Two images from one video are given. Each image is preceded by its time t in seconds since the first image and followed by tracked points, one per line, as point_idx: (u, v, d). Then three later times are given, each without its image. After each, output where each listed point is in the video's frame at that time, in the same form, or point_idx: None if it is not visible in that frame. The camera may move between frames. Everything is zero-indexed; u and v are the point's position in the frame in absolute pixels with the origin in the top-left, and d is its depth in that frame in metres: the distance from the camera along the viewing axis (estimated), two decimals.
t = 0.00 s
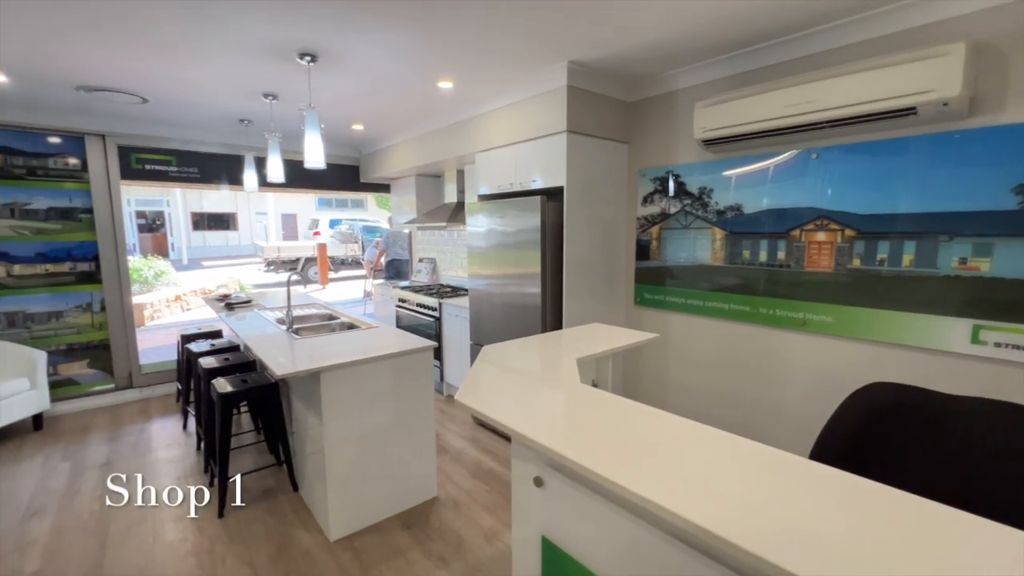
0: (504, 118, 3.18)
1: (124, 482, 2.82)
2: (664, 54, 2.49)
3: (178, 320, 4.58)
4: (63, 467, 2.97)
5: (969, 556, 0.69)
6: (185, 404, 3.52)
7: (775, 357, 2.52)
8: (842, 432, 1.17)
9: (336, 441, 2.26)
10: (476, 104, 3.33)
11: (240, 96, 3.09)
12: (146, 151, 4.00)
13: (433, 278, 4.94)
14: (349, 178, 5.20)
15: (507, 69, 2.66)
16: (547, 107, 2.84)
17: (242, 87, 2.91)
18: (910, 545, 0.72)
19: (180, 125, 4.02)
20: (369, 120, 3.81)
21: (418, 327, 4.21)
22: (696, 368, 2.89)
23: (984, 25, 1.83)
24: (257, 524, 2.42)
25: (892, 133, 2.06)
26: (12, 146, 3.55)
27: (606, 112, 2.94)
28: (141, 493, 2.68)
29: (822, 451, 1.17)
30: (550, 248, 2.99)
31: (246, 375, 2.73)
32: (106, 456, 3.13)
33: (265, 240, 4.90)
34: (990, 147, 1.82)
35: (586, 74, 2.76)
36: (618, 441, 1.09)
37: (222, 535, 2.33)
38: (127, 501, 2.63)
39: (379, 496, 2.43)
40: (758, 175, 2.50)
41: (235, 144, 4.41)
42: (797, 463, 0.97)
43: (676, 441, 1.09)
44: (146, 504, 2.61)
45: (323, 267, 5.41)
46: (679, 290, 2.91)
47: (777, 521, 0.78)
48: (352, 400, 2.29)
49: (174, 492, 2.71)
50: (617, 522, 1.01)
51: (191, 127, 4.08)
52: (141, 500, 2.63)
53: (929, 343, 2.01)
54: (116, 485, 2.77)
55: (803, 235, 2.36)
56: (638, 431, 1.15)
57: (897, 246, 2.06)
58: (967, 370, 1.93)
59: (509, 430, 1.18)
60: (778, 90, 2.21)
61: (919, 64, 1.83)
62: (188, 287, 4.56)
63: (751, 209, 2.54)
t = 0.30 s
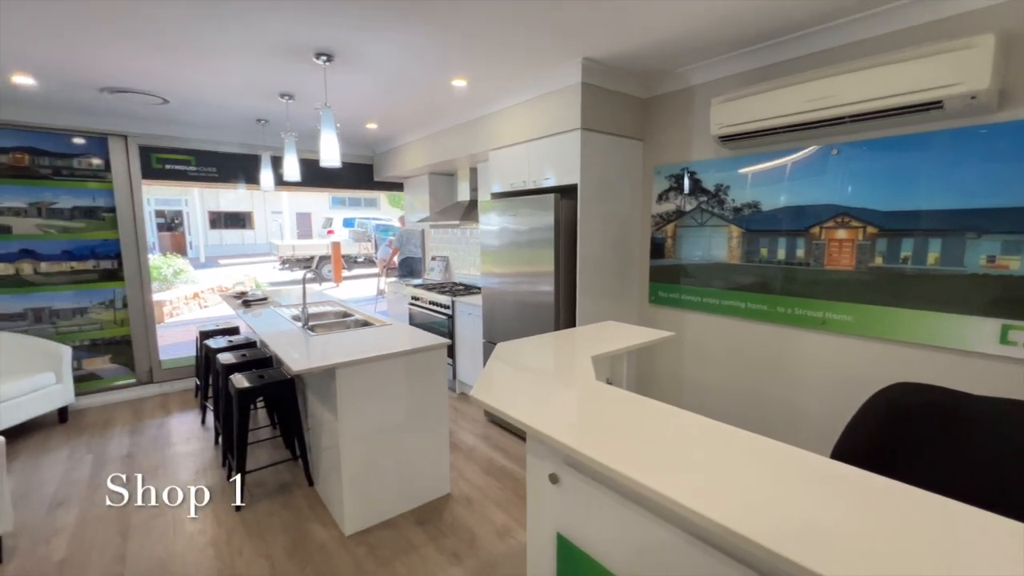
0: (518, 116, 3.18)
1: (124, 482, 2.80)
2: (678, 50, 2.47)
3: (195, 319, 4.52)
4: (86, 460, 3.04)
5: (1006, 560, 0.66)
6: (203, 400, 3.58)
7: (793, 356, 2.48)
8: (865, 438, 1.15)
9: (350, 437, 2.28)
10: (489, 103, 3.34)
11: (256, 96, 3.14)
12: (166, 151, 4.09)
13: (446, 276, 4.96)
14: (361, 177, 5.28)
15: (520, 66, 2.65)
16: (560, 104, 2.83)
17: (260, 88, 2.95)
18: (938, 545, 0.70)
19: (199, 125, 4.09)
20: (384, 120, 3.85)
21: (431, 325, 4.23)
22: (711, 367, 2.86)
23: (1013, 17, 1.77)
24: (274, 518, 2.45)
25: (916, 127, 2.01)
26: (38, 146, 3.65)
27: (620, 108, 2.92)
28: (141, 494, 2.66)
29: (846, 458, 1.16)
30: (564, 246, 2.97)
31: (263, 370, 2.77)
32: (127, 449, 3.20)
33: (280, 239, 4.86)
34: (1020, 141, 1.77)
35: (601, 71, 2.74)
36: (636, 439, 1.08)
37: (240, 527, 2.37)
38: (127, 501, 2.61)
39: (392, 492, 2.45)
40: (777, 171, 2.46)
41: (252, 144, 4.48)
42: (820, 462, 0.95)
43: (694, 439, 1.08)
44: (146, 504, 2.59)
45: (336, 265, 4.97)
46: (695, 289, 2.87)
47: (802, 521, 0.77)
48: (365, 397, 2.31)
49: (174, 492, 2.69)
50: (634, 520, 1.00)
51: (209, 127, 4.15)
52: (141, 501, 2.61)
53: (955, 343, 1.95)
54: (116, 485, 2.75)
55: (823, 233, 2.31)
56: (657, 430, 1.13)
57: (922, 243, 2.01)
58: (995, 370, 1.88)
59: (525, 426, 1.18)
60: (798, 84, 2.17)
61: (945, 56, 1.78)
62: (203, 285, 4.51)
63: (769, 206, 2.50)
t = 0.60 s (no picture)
0: (531, 113, 3.17)
1: (124, 481, 2.78)
2: (695, 45, 2.44)
3: (211, 316, 4.58)
4: (109, 452, 3.12)
5: None
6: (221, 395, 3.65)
7: (811, 356, 2.44)
8: (888, 441, 1.13)
9: (366, 433, 2.30)
10: (502, 101, 3.34)
11: (273, 95, 3.18)
12: (185, 151, 4.17)
13: (458, 275, 4.98)
14: (374, 176, 5.33)
15: (535, 63, 2.64)
16: (574, 101, 2.81)
17: (277, 87, 2.99)
18: (967, 547, 0.68)
19: (217, 125, 4.15)
20: (398, 119, 3.87)
21: (444, 323, 4.25)
22: (727, 367, 2.82)
23: None
24: (290, 512, 2.48)
25: (942, 121, 1.96)
26: (63, 147, 3.75)
27: (635, 105, 2.90)
28: (140, 493, 2.64)
29: (868, 460, 1.14)
30: (577, 244, 2.96)
31: (280, 366, 2.82)
32: (148, 443, 3.27)
33: (294, 238, 4.92)
34: None
35: (615, 67, 2.71)
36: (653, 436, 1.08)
37: (257, 521, 2.41)
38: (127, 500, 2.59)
39: (406, 488, 2.47)
40: (795, 168, 2.41)
41: (269, 143, 4.55)
42: (843, 461, 0.93)
43: (712, 436, 1.07)
44: (146, 504, 2.57)
45: (349, 264, 5.05)
46: (711, 287, 2.84)
47: (824, 519, 0.76)
48: (380, 393, 2.33)
49: (174, 492, 2.67)
50: (651, 518, 0.99)
51: (227, 127, 4.22)
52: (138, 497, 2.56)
53: (981, 343, 1.90)
54: (116, 485, 2.73)
55: (843, 230, 2.27)
56: (674, 427, 1.13)
57: (947, 240, 1.96)
58: None
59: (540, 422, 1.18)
60: (818, 78, 2.13)
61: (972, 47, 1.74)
62: (220, 283, 4.59)
63: (788, 203, 2.46)
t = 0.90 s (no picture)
0: (545, 111, 3.16)
1: (124, 482, 2.75)
2: (711, 40, 2.41)
3: (226, 313, 4.67)
4: (131, 446, 3.19)
5: None
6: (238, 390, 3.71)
7: (831, 355, 2.39)
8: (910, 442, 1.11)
9: (380, 428, 2.32)
10: (516, 99, 3.34)
11: (289, 95, 3.21)
12: (203, 150, 4.24)
13: (471, 273, 4.99)
14: (389, 174, 5.38)
15: (549, 60, 2.63)
16: (588, 98, 2.80)
17: (293, 86, 3.03)
18: (999, 551, 0.66)
19: (234, 125, 4.22)
20: (411, 117, 3.89)
21: (456, 321, 4.26)
22: (744, 366, 2.79)
23: None
24: (306, 506, 2.52)
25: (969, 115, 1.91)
26: (86, 147, 3.84)
27: (650, 101, 2.87)
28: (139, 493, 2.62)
29: (889, 458, 1.13)
30: (591, 241, 2.94)
31: (296, 362, 2.85)
32: (168, 436, 3.34)
33: (309, 236, 4.96)
34: None
35: (630, 63, 2.69)
36: (670, 433, 1.07)
37: (274, 514, 2.44)
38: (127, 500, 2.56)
39: (419, 484, 2.48)
40: (815, 164, 2.37)
41: (285, 142, 4.60)
42: (863, 461, 0.92)
43: (731, 435, 1.06)
44: (146, 504, 2.55)
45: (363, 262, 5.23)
46: (727, 285, 2.80)
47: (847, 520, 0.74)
48: (394, 389, 2.35)
49: (174, 492, 2.65)
50: (667, 516, 0.99)
51: (243, 126, 4.28)
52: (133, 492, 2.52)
53: (1009, 343, 1.85)
54: (116, 485, 2.71)
55: (864, 227, 2.22)
56: (692, 425, 1.12)
57: (973, 238, 1.91)
58: None
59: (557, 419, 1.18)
60: (838, 73, 2.09)
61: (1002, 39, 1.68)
62: (236, 280, 4.68)
63: (806, 200, 2.42)
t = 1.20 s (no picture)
0: (558, 108, 3.15)
1: (123, 481, 2.74)
2: (729, 35, 2.37)
3: (242, 310, 4.80)
4: (151, 439, 3.26)
5: None
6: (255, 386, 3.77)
7: (849, 355, 2.36)
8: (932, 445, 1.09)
9: (394, 424, 2.35)
10: (529, 96, 3.34)
11: (305, 94, 3.26)
12: (222, 150, 4.32)
13: (483, 271, 5.01)
14: (403, 172, 5.32)
15: (562, 58, 2.63)
16: (602, 95, 2.78)
17: (308, 86, 3.06)
18: None
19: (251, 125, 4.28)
20: (425, 116, 3.92)
21: (468, 318, 4.28)
22: (759, 366, 2.76)
23: None
24: (321, 500, 2.55)
25: (997, 109, 1.85)
26: (108, 147, 3.92)
27: (664, 97, 2.84)
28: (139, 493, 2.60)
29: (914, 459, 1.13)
30: (604, 239, 2.93)
31: (311, 359, 2.89)
32: (187, 430, 3.41)
33: (323, 234, 5.19)
34: None
35: (645, 59, 2.67)
36: (689, 430, 1.06)
37: (290, 508, 2.48)
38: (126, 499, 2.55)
39: (432, 480, 2.50)
40: (835, 160, 2.32)
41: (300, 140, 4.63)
42: (886, 461, 0.91)
43: (750, 433, 1.04)
44: (144, 505, 2.53)
45: (376, 260, 5.52)
46: (742, 284, 2.78)
47: (874, 523, 0.73)
48: (408, 386, 2.37)
49: (174, 492, 2.64)
50: (683, 513, 0.99)
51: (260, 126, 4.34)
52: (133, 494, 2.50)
53: None
54: (115, 485, 2.69)
55: (885, 225, 2.18)
56: (709, 422, 1.11)
57: (1000, 236, 1.86)
58: None
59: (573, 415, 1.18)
60: (860, 67, 2.04)
61: None
62: (251, 278, 4.77)
63: (825, 197, 2.38)
